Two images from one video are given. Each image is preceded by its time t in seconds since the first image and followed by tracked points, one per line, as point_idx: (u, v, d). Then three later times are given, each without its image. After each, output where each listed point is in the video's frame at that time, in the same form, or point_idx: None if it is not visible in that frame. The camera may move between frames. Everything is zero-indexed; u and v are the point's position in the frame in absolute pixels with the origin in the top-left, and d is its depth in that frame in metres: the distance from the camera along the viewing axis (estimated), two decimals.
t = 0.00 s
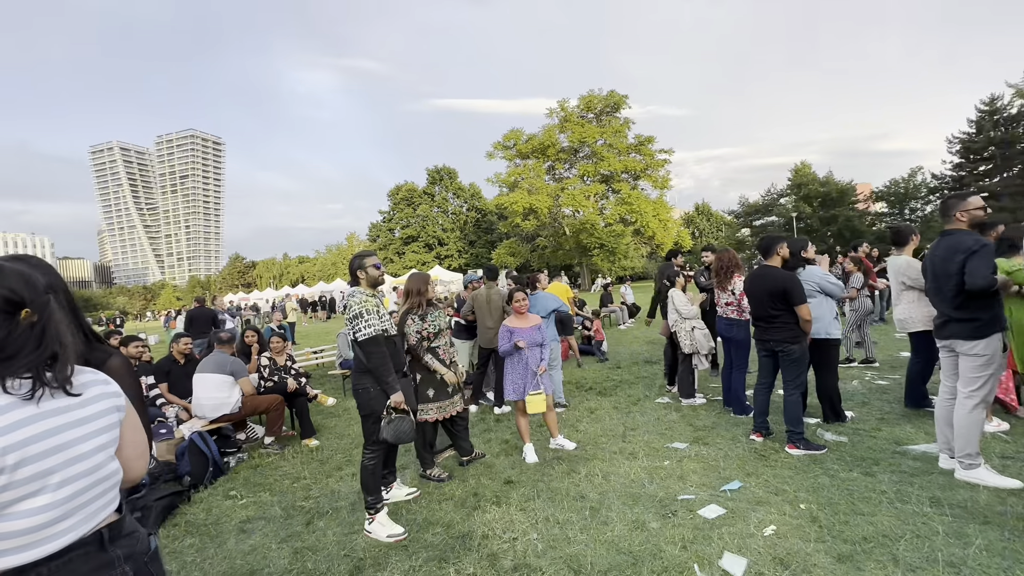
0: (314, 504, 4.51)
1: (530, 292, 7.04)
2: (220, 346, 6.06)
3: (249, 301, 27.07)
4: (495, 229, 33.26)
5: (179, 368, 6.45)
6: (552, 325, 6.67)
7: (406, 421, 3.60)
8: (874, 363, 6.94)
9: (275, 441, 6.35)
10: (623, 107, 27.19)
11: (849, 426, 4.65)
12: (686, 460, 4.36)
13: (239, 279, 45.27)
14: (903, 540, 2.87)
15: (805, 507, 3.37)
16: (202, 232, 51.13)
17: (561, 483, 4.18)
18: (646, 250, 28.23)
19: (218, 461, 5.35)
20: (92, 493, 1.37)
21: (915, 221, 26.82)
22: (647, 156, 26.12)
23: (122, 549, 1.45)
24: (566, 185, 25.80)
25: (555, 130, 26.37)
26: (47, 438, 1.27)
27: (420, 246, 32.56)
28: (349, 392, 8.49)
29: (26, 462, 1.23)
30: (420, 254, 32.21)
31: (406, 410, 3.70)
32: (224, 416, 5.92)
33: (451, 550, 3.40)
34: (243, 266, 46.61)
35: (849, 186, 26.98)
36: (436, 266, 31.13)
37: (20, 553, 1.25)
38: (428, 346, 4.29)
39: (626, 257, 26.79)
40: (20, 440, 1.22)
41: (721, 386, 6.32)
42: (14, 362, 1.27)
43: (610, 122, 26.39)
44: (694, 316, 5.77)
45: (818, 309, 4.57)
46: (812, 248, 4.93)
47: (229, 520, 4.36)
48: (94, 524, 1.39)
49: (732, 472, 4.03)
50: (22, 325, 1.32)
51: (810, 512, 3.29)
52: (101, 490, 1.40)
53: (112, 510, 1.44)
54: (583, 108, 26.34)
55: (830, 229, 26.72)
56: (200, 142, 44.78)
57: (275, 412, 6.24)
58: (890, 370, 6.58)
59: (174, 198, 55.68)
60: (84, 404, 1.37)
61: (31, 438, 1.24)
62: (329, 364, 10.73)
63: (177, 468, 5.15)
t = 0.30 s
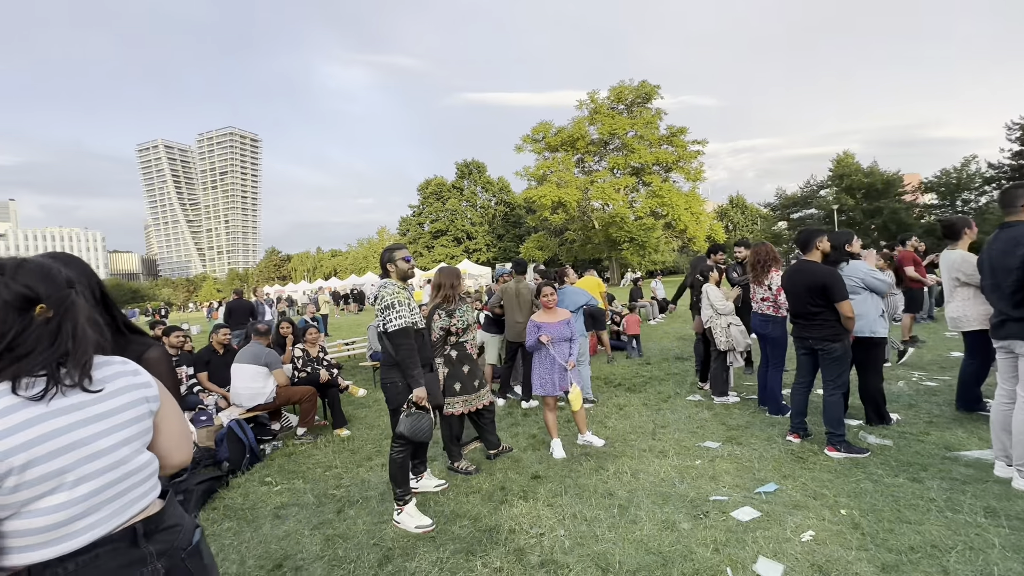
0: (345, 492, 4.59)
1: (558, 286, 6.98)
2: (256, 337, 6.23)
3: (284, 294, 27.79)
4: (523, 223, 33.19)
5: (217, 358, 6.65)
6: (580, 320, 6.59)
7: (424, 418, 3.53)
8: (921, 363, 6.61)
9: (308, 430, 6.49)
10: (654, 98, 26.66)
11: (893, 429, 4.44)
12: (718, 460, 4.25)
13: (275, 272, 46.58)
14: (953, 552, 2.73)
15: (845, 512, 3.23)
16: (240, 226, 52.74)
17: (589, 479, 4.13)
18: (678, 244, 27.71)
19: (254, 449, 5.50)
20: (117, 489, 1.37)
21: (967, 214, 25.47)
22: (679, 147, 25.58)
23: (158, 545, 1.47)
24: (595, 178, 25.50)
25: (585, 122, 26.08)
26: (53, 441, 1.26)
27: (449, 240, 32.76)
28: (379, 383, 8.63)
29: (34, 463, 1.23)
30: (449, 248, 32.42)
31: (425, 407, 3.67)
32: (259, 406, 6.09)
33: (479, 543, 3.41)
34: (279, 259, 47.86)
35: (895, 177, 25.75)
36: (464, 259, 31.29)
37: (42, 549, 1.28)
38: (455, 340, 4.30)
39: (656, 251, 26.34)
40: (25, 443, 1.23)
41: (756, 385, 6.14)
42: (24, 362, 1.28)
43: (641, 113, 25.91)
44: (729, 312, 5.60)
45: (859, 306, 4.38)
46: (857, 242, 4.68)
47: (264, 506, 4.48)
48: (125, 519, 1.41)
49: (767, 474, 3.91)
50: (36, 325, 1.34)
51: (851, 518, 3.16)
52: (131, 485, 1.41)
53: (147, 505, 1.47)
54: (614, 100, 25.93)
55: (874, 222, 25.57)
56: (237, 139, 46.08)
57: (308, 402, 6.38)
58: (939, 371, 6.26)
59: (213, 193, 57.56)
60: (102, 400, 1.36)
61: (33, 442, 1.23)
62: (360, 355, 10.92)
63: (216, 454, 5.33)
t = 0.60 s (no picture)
0: (369, 484, 4.66)
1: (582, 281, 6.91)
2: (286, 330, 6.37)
3: (314, 288, 28.43)
4: (549, 217, 33.05)
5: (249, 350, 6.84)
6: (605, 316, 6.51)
7: (451, 410, 3.56)
8: (966, 365, 6.29)
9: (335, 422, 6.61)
10: (684, 89, 26.06)
11: (934, 434, 4.24)
12: (744, 461, 4.14)
13: (306, 267, 47.68)
14: (996, 566, 2.59)
15: (879, 520, 3.11)
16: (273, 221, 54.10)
17: (611, 477, 4.09)
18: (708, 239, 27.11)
19: (283, 439, 5.64)
20: (168, 468, 1.40)
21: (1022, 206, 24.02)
22: (710, 140, 24.97)
23: (204, 524, 1.47)
24: (623, 171, 25.16)
25: (613, 115, 25.70)
26: (111, 422, 1.28)
27: (475, 235, 32.89)
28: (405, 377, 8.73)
29: (95, 444, 1.25)
30: (476, 244, 32.55)
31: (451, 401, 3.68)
32: (289, 397, 6.22)
33: (499, 538, 3.41)
34: (310, 254, 48.93)
35: (941, 169, 24.54)
36: (490, 254, 31.38)
37: (98, 526, 1.28)
38: (477, 336, 4.30)
39: (685, 246, 25.85)
40: (89, 423, 1.24)
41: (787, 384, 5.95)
42: (84, 351, 1.30)
43: (670, 105, 25.40)
44: (761, 310, 5.43)
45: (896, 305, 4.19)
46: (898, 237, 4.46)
47: (292, 494, 4.59)
48: (172, 500, 1.41)
49: (797, 477, 3.78)
50: (94, 318, 1.35)
51: (885, 526, 3.03)
52: (177, 466, 1.43)
53: (192, 486, 1.48)
54: (642, 92, 25.48)
55: (917, 217, 24.46)
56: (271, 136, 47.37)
57: (335, 395, 6.48)
58: (986, 373, 5.94)
59: (247, 189, 59.20)
60: (152, 387, 1.40)
61: (97, 422, 1.25)
62: (386, 349, 11.08)
63: (248, 442, 5.44)
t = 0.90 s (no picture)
0: (389, 475, 4.73)
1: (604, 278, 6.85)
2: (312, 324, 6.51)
3: (341, 283, 28.95)
4: (573, 213, 32.85)
5: (276, 343, 7.01)
6: (628, 312, 6.43)
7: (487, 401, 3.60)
8: (1009, 368, 5.99)
9: (358, 415, 6.72)
10: (713, 81, 25.47)
11: (972, 439, 4.07)
12: (767, 463, 4.05)
13: (333, 263, 48.54)
14: None
15: (908, 526, 3.00)
16: (302, 217, 55.24)
17: (629, 476, 4.05)
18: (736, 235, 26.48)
19: (308, 429, 5.77)
20: (237, 445, 1.52)
21: None
22: (740, 134, 24.37)
23: (251, 496, 1.52)
24: (648, 166, 24.81)
25: (638, 109, 25.34)
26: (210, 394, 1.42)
27: (499, 231, 32.95)
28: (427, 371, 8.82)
29: (195, 413, 1.38)
30: (499, 240, 32.63)
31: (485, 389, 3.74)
32: (314, 389, 6.36)
33: (515, 533, 3.42)
34: (337, 250, 49.79)
35: (987, 161, 23.38)
36: (514, 250, 31.41)
37: (183, 491, 1.36)
38: (495, 331, 4.32)
39: (713, 242, 25.34)
40: (193, 393, 1.37)
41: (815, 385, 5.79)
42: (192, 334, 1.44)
43: (698, 98, 24.90)
44: (789, 308, 5.29)
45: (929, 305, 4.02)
46: (934, 233, 4.31)
47: (315, 484, 4.70)
48: (231, 473, 1.49)
49: (822, 480, 3.68)
50: (198, 304, 1.49)
51: (915, 533, 2.92)
52: (242, 443, 1.55)
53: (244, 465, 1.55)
54: (669, 85, 25.03)
55: (961, 212, 23.39)
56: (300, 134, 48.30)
57: (358, 389, 6.59)
58: None
59: (277, 186, 60.57)
60: (231, 370, 1.55)
61: (198, 394, 1.39)
62: (409, 343, 11.21)
63: (275, 433, 5.59)
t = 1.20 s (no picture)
0: (406, 469, 4.80)
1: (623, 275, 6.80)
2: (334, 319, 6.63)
3: (364, 280, 29.38)
4: (595, 210, 32.63)
5: (299, 338, 7.17)
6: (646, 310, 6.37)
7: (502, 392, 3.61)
8: None
9: (377, 409, 6.82)
10: (740, 74, 24.91)
11: (1005, 444, 3.90)
12: (786, 464, 3.97)
13: (357, 259, 49.22)
14: None
15: (932, 533, 2.90)
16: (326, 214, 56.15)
17: (643, 474, 4.02)
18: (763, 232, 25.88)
19: (328, 422, 5.89)
20: (289, 420, 1.61)
21: None
22: (767, 128, 23.80)
23: (299, 471, 1.60)
24: (672, 162, 24.47)
25: (662, 104, 24.99)
26: (273, 370, 1.53)
27: (520, 228, 32.94)
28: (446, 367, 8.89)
29: (258, 388, 1.47)
30: (520, 236, 32.63)
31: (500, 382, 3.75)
32: (334, 383, 6.48)
33: (527, 528, 3.43)
34: (361, 247, 50.47)
35: None
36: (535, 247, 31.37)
37: (251, 459, 1.44)
38: (510, 328, 4.32)
39: (738, 239, 24.85)
40: (261, 369, 1.48)
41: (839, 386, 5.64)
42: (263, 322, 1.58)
43: (723, 92, 24.40)
44: (812, 307, 5.16)
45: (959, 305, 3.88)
46: (967, 232, 4.14)
47: (333, 476, 4.79)
48: (285, 448, 1.57)
49: (843, 484, 3.58)
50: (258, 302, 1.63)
51: (938, 540, 2.83)
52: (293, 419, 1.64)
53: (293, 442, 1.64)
54: (694, 79, 24.60)
55: (1003, 207, 22.39)
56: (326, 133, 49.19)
57: (377, 383, 6.68)
58: None
59: (303, 183, 61.69)
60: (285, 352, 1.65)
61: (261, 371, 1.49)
62: (428, 339, 11.31)
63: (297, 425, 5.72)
